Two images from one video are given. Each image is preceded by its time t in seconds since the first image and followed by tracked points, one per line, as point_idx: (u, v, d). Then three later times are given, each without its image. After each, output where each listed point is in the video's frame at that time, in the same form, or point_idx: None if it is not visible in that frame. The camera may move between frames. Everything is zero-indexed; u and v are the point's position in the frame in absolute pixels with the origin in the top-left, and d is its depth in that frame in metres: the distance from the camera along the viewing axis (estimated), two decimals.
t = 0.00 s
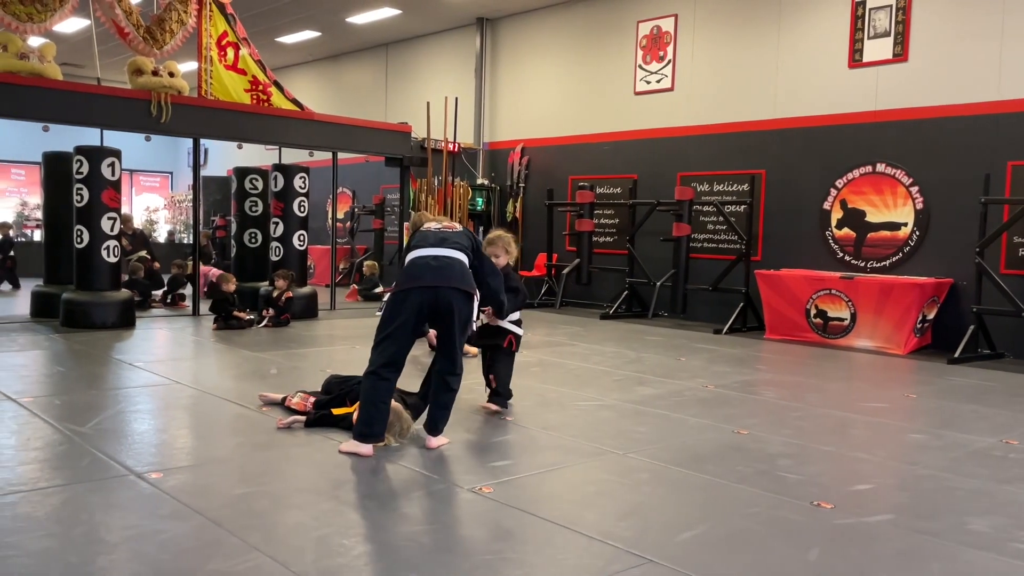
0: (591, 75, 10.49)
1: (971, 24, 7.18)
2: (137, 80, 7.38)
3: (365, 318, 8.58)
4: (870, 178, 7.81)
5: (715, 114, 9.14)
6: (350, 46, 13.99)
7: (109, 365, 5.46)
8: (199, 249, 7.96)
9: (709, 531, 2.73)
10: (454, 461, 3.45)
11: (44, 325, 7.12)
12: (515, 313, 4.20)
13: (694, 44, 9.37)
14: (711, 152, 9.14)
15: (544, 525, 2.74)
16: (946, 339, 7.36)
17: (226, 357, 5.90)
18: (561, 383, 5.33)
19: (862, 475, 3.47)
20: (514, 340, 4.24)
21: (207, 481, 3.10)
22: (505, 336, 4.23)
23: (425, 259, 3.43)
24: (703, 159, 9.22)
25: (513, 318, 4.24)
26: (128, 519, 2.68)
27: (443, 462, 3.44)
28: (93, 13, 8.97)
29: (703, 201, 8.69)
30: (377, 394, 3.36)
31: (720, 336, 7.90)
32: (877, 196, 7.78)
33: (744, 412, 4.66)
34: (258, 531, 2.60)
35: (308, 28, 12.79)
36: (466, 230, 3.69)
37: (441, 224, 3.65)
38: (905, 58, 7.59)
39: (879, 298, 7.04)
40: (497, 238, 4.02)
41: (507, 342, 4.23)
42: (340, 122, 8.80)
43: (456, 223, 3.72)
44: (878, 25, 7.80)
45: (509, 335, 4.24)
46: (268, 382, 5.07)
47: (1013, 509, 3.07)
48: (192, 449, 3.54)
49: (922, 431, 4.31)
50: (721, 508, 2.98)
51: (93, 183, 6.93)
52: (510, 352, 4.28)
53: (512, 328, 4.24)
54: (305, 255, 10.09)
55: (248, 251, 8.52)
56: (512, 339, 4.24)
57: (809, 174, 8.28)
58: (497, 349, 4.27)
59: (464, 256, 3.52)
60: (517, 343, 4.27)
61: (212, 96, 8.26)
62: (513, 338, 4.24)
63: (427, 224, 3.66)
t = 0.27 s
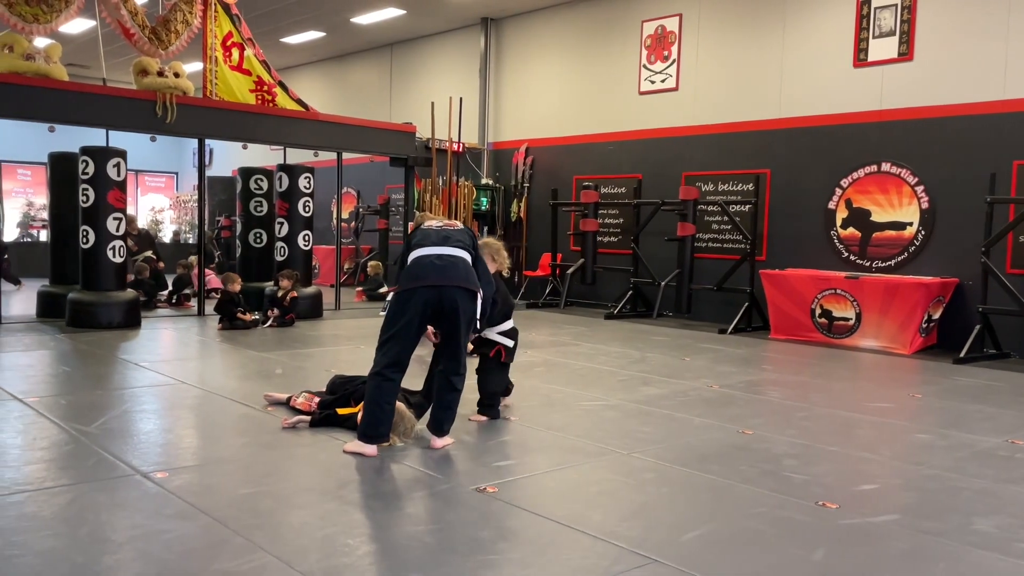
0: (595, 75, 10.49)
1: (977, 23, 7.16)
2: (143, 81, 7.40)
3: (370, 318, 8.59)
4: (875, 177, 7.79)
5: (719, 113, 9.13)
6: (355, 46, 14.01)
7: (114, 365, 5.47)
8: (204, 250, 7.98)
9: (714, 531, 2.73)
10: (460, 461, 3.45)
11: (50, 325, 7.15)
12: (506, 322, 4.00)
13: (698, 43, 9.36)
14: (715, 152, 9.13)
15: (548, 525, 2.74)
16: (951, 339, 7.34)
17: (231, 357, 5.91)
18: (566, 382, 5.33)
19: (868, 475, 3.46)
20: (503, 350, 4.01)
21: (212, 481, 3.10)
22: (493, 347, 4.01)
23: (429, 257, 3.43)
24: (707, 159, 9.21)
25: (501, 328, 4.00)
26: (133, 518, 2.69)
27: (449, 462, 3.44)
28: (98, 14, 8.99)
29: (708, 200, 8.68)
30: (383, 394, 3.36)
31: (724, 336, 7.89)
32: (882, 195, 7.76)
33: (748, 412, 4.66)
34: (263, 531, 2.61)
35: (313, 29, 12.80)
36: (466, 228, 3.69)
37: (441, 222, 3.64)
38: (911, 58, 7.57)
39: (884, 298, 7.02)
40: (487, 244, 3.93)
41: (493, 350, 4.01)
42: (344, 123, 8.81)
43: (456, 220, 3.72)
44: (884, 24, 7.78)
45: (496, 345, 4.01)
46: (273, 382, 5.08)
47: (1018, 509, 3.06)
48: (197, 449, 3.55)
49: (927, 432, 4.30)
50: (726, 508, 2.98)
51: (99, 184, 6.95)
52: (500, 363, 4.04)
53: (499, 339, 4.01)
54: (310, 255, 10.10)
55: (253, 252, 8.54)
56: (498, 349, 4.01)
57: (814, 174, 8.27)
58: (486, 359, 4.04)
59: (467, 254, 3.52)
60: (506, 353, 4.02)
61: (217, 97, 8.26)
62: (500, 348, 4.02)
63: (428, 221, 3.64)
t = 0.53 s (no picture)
0: (599, 74, 10.48)
1: (982, 22, 7.14)
2: (146, 81, 7.41)
3: (374, 318, 8.60)
4: (879, 177, 7.78)
5: (723, 113, 9.12)
6: (358, 46, 14.02)
7: (119, 365, 5.48)
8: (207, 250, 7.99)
9: (717, 531, 2.72)
10: (463, 461, 3.45)
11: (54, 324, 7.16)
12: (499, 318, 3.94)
13: (702, 42, 9.35)
14: (719, 151, 9.12)
15: (551, 524, 2.74)
16: (956, 339, 7.33)
17: (235, 356, 5.92)
18: (569, 382, 5.33)
19: (872, 475, 3.46)
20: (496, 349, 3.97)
21: (216, 480, 3.11)
22: (485, 346, 3.97)
23: (430, 257, 3.41)
24: (710, 158, 9.20)
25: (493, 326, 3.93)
26: (138, 518, 2.69)
27: (452, 462, 3.44)
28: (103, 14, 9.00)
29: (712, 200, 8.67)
30: (386, 394, 3.35)
31: (728, 335, 7.88)
32: (886, 194, 7.74)
33: (752, 412, 4.65)
34: (267, 530, 2.61)
35: (316, 28, 12.80)
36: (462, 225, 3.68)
37: (437, 219, 3.63)
38: (915, 57, 7.56)
39: (888, 297, 7.01)
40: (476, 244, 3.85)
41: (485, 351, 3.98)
42: (348, 122, 8.81)
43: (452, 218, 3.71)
44: (888, 23, 7.76)
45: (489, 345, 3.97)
46: (277, 381, 5.08)
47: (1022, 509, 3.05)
48: (202, 449, 3.55)
49: (932, 431, 4.29)
50: (729, 508, 2.98)
51: (103, 184, 6.97)
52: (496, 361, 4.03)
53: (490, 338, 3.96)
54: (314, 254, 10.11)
55: (257, 251, 8.54)
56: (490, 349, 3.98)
57: (818, 173, 8.26)
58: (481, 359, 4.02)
59: (466, 253, 3.53)
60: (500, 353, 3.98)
61: (221, 96, 8.28)
62: (494, 347, 3.97)
63: (423, 219, 3.62)
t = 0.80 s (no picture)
0: (602, 74, 10.47)
1: (985, 21, 7.12)
2: (150, 81, 7.42)
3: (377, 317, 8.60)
4: (883, 176, 7.76)
5: (726, 112, 9.11)
6: (361, 46, 14.02)
7: (122, 364, 5.49)
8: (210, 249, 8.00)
9: (720, 531, 2.72)
10: (466, 461, 3.44)
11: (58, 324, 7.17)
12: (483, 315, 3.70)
13: (705, 41, 9.34)
14: (722, 150, 9.11)
15: (554, 524, 2.74)
16: (960, 338, 7.32)
17: (239, 356, 5.93)
18: (572, 382, 5.32)
19: (875, 475, 3.45)
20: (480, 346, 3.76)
21: (219, 479, 3.11)
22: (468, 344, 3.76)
23: (428, 256, 3.41)
24: (713, 158, 9.20)
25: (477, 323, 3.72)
26: (141, 517, 2.70)
27: (455, 461, 3.43)
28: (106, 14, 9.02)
29: (715, 199, 8.66)
30: (386, 394, 3.37)
31: (731, 335, 7.88)
32: (890, 194, 7.73)
33: (755, 411, 4.64)
34: (270, 530, 2.61)
35: (319, 28, 12.81)
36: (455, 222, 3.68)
37: (431, 216, 3.62)
38: (919, 56, 7.55)
39: (892, 297, 7.00)
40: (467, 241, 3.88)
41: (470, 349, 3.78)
42: (351, 122, 8.83)
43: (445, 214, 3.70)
44: (891, 22, 7.75)
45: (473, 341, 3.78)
46: (280, 381, 5.09)
47: None
48: (205, 448, 3.56)
49: (935, 431, 4.28)
50: (732, 507, 2.97)
51: (107, 183, 6.98)
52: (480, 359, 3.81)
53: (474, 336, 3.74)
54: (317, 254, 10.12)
55: (260, 251, 8.55)
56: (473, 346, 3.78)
57: (821, 172, 8.25)
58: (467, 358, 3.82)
59: (462, 250, 3.54)
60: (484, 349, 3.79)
61: (224, 96, 8.26)
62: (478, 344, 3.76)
63: (416, 217, 3.60)
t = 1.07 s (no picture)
0: (604, 73, 10.47)
1: (988, 19, 7.12)
2: (152, 80, 7.44)
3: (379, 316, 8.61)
4: (885, 175, 7.75)
5: (728, 111, 9.10)
6: (364, 45, 14.03)
7: (126, 363, 5.50)
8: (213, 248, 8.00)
9: (722, 529, 2.72)
10: (468, 459, 3.45)
11: (62, 323, 7.19)
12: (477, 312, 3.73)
13: (707, 40, 9.33)
14: (724, 150, 9.11)
15: (556, 523, 2.74)
16: (962, 337, 7.31)
17: (242, 354, 5.93)
18: (574, 381, 5.32)
19: (878, 474, 3.45)
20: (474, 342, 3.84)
21: (223, 478, 3.12)
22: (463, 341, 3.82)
23: (426, 255, 3.41)
24: (715, 157, 9.20)
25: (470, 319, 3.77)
26: (145, 515, 2.70)
27: (458, 460, 3.43)
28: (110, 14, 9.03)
29: (717, 198, 8.66)
30: (387, 392, 3.38)
31: (733, 334, 7.88)
32: (892, 193, 7.72)
33: (758, 411, 4.64)
34: (273, 528, 2.62)
35: (322, 27, 12.83)
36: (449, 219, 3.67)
37: (424, 213, 3.61)
38: (921, 55, 7.54)
39: (894, 296, 6.99)
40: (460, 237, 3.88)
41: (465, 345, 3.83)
42: (354, 121, 8.84)
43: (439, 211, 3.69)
44: (894, 21, 7.74)
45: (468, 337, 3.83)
46: (283, 379, 5.09)
47: None
48: (208, 446, 3.56)
49: (938, 430, 4.28)
50: (734, 506, 2.97)
51: (109, 182, 6.99)
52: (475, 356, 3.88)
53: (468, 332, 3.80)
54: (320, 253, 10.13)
55: (262, 250, 8.56)
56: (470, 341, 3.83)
57: (823, 171, 8.24)
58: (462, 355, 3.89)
59: (458, 247, 3.54)
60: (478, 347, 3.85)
61: (227, 95, 8.30)
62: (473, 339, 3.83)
63: (409, 215, 3.58)
